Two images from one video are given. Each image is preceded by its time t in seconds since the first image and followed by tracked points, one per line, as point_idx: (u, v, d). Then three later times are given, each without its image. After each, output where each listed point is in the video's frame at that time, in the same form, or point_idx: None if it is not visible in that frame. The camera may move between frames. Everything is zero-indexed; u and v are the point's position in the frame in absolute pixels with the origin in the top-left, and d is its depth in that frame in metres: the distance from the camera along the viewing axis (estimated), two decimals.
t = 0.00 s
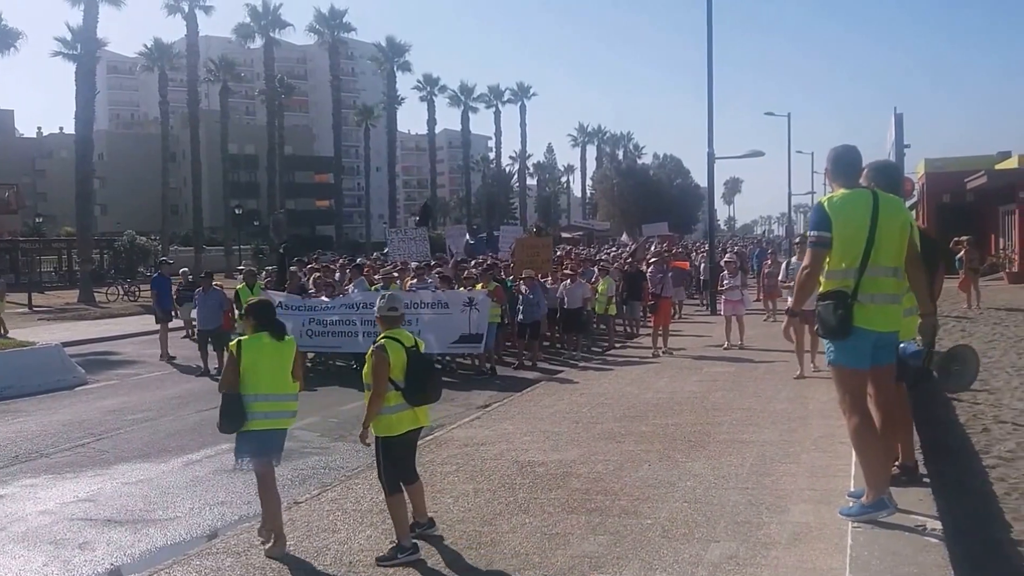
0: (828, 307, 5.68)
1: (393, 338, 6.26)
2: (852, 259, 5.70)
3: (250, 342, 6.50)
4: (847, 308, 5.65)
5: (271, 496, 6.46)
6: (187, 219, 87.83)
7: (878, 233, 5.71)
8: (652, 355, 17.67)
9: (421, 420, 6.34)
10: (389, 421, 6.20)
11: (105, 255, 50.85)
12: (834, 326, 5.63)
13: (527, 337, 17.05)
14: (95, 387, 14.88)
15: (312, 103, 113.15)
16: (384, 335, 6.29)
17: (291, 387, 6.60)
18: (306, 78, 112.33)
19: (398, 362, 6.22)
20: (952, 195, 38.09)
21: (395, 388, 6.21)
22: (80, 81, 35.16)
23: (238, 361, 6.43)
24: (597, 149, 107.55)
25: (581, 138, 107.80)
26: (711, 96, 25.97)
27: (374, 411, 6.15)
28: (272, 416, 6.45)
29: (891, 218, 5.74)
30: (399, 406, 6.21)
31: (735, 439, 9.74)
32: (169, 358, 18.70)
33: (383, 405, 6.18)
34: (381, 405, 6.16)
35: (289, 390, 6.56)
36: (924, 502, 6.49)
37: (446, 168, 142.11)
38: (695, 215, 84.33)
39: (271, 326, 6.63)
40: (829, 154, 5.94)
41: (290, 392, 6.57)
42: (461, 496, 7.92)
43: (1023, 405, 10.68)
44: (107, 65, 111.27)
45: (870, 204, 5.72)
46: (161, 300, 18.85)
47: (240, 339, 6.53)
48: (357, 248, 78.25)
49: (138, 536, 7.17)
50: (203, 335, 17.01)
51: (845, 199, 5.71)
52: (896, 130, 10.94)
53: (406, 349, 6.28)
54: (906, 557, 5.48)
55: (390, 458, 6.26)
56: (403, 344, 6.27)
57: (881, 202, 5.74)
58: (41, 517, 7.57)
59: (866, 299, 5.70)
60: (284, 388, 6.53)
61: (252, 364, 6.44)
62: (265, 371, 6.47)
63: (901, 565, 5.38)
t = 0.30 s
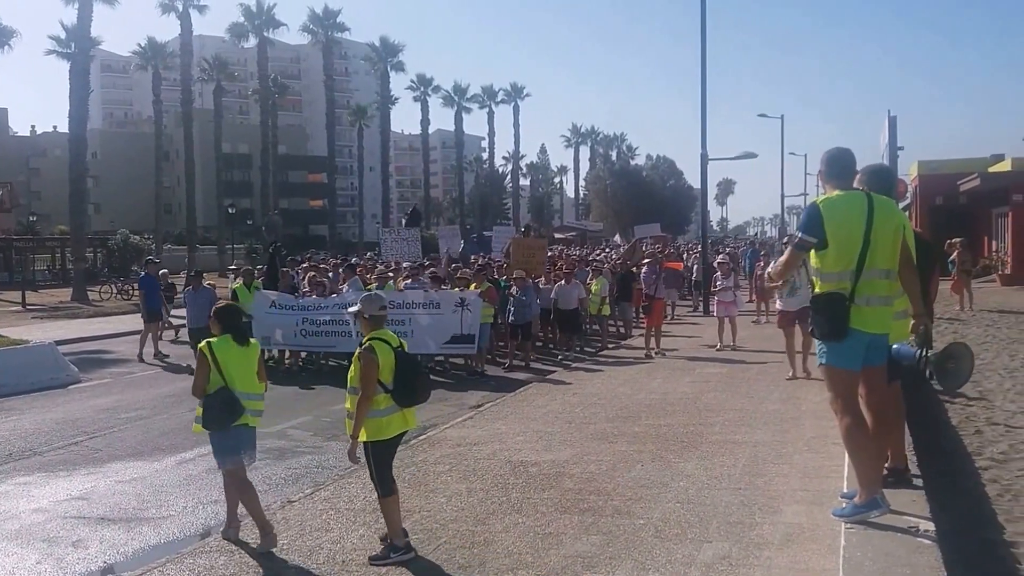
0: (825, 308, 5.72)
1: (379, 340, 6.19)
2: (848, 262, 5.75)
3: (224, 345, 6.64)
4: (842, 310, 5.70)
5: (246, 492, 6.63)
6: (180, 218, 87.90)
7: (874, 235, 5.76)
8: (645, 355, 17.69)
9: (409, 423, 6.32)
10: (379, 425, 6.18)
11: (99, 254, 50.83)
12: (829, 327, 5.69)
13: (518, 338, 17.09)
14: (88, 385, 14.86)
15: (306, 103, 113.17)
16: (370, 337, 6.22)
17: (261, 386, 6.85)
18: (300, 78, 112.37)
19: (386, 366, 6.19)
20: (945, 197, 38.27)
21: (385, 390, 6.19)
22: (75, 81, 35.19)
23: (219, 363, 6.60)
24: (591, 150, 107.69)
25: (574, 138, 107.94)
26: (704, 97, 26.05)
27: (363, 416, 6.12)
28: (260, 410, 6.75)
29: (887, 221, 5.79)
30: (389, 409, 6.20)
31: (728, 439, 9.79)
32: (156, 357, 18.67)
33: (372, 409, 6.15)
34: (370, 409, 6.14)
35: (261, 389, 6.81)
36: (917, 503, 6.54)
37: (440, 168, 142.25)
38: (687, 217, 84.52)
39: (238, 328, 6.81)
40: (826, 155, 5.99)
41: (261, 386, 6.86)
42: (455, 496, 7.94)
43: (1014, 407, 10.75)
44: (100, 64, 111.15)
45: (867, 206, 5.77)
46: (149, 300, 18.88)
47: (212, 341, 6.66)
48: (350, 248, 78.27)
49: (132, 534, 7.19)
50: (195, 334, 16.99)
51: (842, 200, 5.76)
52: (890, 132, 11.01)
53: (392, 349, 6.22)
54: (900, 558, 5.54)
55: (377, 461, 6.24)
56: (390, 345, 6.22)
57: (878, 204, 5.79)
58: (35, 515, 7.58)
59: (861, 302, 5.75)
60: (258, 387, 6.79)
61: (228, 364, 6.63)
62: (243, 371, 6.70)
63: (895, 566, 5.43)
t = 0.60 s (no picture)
0: (815, 309, 5.77)
1: (374, 340, 6.15)
2: (839, 263, 5.80)
3: (185, 342, 6.88)
4: (833, 312, 5.74)
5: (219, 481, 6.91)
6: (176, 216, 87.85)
7: (866, 237, 5.78)
8: (641, 356, 17.72)
9: (405, 422, 6.33)
10: (376, 426, 6.17)
11: (95, 252, 50.78)
12: (822, 328, 5.73)
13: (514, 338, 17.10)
14: (84, 384, 14.85)
15: (302, 102, 113.16)
16: (362, 338, 6.16)
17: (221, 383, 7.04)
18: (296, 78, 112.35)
19: (382, 366, 6.17)
20: (939, 200, 38.41)
21: (381, 391, 6.18)
22: (71, 79, 35.16)
23: (178, 358, 6.84)
24: (586, 150, 107.76)
25: (570, 139, 108.01)
26: (700, 98, 26.11)
27: (363, 417, 6.08)
28: (218, 405, 6.94)
29: (882, 222, 5.80)
30: (386, 410, 6.20)
31: (723, 440, 9.83)
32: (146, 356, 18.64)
33: (370, 411, 6.12)
34: (369, 411, 6.11)
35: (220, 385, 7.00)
36: (913, 505, 6.58)
37: (435, 168, 142.27)
38: (682, 218, 84.64)
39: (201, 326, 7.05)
40: (822, 156, 6.03)
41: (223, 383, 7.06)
42: (451, 496, 7.98)
43: (1008, 409, 10.79)
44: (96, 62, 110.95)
45: (860, 208, 5.80)
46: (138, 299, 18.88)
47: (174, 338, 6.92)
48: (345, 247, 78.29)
49: (129, 532, 7.21)
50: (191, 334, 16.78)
51: (834, 201, 5.81)
52: (886, 134, 11.05)
53: (386, 349, 6.21)
54: (895, 559, 5.58)
55: (377, 462, 6.23)
56: (384, 345, 6.20)
57: (871, 206, 5.82)
58: (33, 514, 7.60)
59: (852, 304, 5.79)
60: (217, 383, 6.97)
61: (187, 360, 6.86)
62: (202, 367, 6.91)
63: (889, 566, 5.47)
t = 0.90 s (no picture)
0: (812, 310, 5.81)
1: (365, 342, 6.15)
2: (836, 263, 5.83)
3: (133, 362, 6.63)
4: (830, 312, 5.77)
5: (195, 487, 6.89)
6: (174, 215, 87.88)
7: (863, 237, 5.81)
8: (639, 356, 17.75)
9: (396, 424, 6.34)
10: (374, 427, 6.17)
11: (94, 251, 50.83)
12: (818, 329, 5.76)
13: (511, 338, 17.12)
14: (83, 382, 14.85)
15: (300, 101, 113.21)
16: (354, 340, 6.13)
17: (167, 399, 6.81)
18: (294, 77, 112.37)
19: (377, 368, 6.17)
20: (937, 200, 38.51)
21: (376, 393, 6.17)
22: (71, 77, 35.20)
23: (124, 382, 6.59)
24: (585, 150, 107.83)
25: (569, 139, 108.06)
26: (699, 99, 26.17)
27: (361, 418, 6.06)
28: (165, 422, 6.74)
29: (878, 224, 5.83)
30: (380, 412, 6.20)
31: (721, 440, 9.86)
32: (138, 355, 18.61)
33: (367, 413, 6.10)
34: (366, 412, 6.08)
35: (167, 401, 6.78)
36: (911, 505, 6.61)
37: (434, 168, 142.32)
38: (680, 218, 84.72)
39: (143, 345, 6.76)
40: (820, 157, 6.07)
41: (168, 400, 6.84)
42: (450, 494, 8.01)
43: (1006, 410, 10.82)
44: (95, 61, 110.95)
45: (857, 208, 5.83)
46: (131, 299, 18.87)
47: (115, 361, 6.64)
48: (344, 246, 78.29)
49: (130, 530, 7.23)
50: (189, 334, 16.69)
51: (830, 202, 5.86)
52: (885, 136, 11.09)
53: (378, 350, 6.22)
54: (893, 559, 5.61)
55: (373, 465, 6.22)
56: (375, 346, 6.21)
57: (869, 206, 5.85)
58: (33, 511, 7.62)
59: (848, 304, 5.83)
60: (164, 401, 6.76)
61: (133, 381, 6.62)
62: (148, 386, 6.67)
63: (887, 566, 5.51)
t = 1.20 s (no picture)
0: (811, 309, 5.84)
1: (345, 341, 6.08)
2: (836, 262, 5.85)
3: (80, 355, 6.76)
4: (827, 313, 5.79)
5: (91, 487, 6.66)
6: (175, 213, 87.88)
7: (862, 236, 5.83)
8: (639, 357, 17.74)
9: (372, 426, 6.29)
10: (352, 429, 6.11)
11: (94, 249, 50.84)
12: (817, 329, 5.78)
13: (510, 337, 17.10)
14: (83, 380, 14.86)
15: (301, 100, 113.25)
16: (333, 340, 6.07)
17: (111, 397, 6.78)
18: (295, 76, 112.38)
19: (356, 369, 6.09)
20: (937, 201, 38.53)
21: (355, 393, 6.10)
22: (72, 75, 35.20)
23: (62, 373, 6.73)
24: (585, 150, 107.87)
25: (569, 139, 108.10)
26: (699, 99, 26.18)
27: (342, 419, 5.99)
28: (100, 419, 6.68)
29: (877, 223, 5.84)
30: (357, 413, 6.13)
31: (722, 440, 9.87)
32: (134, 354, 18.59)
33: (348, 414, 6.04)
34: (347, 413, 6.02)
35: (107, 398, 6.75)
36: (911, 505, 6.62)
37: (434, 167, 142.28)
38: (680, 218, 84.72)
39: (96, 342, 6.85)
40: (820, 157, 6.08)
41: (116, 400, 6.81)
42: (450, 493, 8.02)
43: (1005, 411, 10.83)
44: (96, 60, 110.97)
45: (857, 208, 5.85)
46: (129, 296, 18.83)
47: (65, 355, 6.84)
48: (344, 245, 78.30)
49: (131, 528, 7.25)
50: (193, 332, 16.70)
51: (830, 202, 5.87)
52: (885, 137, 11.11)
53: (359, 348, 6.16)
54: (893, 558, 5.62)
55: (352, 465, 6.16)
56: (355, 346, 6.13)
57: (868, 205, 5.86)
58: (35, 509, 7.63)
59: (847, 304, 5.83)
60: (105, 397, 6.73)
61: (72, 373, 6.72)
62: (86, 380, 6.71)
63: (886, 566, 5.52)
